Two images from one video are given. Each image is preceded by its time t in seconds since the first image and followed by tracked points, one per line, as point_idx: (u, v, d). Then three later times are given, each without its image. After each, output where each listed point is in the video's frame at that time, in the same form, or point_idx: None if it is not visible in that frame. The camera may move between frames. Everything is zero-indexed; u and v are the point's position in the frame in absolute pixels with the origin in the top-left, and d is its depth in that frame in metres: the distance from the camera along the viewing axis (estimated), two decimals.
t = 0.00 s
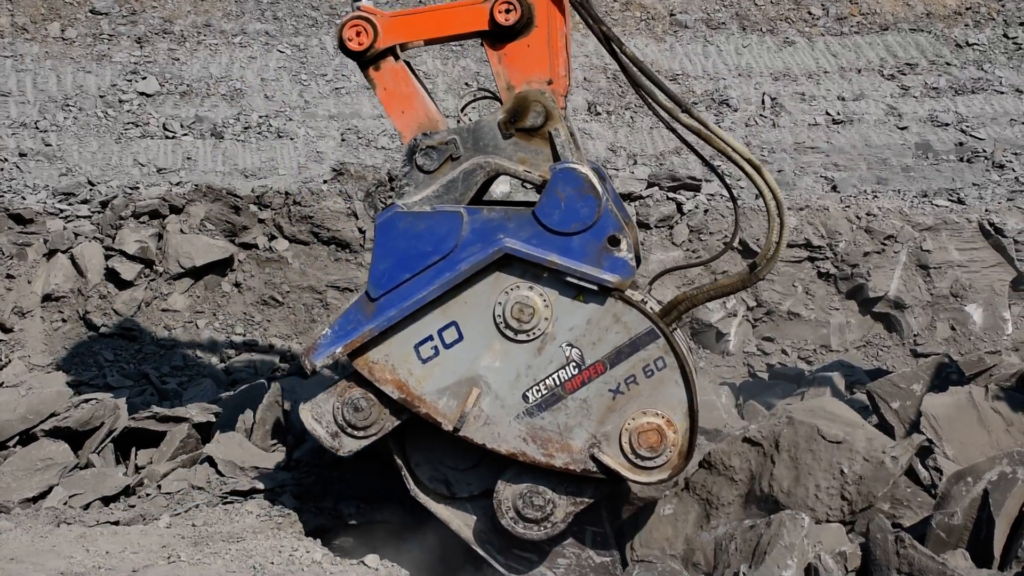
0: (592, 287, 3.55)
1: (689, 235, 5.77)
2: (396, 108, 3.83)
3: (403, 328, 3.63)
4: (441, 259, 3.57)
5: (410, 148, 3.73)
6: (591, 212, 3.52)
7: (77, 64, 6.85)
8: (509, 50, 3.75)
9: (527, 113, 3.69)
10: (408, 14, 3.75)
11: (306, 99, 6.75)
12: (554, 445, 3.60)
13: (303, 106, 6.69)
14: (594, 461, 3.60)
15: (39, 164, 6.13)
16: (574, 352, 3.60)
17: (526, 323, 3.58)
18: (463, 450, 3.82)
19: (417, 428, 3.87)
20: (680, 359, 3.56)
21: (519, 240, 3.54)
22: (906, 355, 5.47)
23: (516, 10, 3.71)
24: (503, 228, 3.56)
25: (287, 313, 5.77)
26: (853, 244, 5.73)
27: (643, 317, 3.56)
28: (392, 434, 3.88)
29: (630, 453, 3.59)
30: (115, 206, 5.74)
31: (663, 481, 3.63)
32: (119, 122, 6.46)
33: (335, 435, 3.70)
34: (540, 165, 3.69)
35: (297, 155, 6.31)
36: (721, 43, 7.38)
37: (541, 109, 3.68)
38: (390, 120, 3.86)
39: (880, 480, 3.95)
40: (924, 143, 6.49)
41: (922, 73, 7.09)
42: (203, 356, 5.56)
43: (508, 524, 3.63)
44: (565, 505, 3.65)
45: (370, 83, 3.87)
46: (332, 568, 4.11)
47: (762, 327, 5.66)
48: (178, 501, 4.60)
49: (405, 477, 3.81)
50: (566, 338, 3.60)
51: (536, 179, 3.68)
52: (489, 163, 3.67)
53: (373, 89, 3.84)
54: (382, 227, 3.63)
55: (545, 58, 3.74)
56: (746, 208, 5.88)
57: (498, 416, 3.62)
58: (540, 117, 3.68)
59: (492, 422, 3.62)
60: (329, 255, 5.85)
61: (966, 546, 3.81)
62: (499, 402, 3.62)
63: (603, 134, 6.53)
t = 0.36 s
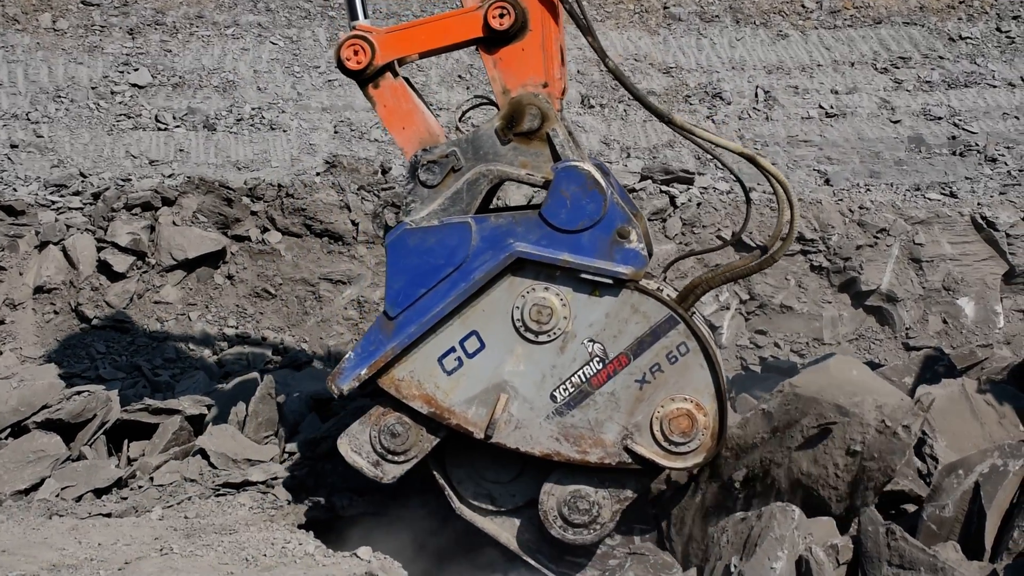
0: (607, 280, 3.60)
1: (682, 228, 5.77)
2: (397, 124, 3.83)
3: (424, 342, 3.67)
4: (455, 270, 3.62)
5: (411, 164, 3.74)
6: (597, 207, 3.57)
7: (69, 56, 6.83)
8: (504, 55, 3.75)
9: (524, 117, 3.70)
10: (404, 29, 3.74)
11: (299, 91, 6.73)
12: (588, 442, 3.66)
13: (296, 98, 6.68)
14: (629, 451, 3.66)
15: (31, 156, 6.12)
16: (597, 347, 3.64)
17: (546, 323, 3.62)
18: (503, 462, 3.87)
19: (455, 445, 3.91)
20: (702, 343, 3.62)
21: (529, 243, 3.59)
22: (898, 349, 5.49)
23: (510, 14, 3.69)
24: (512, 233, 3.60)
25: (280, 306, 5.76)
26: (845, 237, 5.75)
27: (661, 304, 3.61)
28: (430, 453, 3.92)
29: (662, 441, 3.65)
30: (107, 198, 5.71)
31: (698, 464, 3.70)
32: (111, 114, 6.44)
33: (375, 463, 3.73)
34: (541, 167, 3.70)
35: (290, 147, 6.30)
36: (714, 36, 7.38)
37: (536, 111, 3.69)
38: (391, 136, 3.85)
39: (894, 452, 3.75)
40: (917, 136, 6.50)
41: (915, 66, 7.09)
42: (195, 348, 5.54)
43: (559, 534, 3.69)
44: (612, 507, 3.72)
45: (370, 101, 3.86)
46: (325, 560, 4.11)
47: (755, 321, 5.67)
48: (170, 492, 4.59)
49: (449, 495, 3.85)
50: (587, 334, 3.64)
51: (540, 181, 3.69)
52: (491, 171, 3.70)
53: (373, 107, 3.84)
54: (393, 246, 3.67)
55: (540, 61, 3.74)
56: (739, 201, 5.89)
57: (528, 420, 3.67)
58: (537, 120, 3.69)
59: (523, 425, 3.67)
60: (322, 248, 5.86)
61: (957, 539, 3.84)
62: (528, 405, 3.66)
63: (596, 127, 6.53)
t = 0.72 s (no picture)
0: (645, 249, 3.69)
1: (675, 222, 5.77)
2: (421, 115, 3.91)
3: (469, 330, 3.77)
4: (492, 255, 3.71)
5: (437, 154, 3.84)
6: (627, 177, 3.66)
7: (63, 50, 6.83)
8: (522, 34, 3.82)
9: (545, 96, 3.79)
10: (421, 19, 3.82)
11: (293, 85, 6.74)
12: (642, 412, 3.76)
13: (290, 93, 6.68)
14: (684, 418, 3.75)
15: (25, 150, 6.12)
16: (641, 317, 3.73)
17: (588, 298, 3.72)
18: (561, 445, 3.99)
19: (512, 431, 4.02)
20: (746, 301, 3.70)
21: (563, 220, 3.68)
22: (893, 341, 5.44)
23: None
24: (545, 212, 3.69)
25: (274, 300, 5.76)
26: (839, 232, 5.75)
27: (701, 268, 3.70)
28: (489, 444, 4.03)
29: (717, 404, 3.74)
30: (100, 192, 5.72)
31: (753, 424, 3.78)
32: (105, 108, 6.44)
33: (435, 458, 3.85)
34: (567, 143, 3.79)
35: (284, 142, 6.30)
36: (708, 30, 7.38)
37: (557, 88, 3.78)
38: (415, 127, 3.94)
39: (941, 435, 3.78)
40: (911, 130, 6.50)
41: (909, 60, 7.09)
42: (189, 343, 5.54)
43: (624, 509, 3.79)
44: (674, 478, 3.83)
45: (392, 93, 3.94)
46: (318, 554, 4.12)
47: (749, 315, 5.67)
48: (164, 487, 4.59)
49: (511, 482, 3.96)
50: (630, 305, 3.74)
51: (566, 157, 3.78)
52: (518, 152, 3.78)
53: (396, 98, 3.92)
54: (427, 237, 3.76)
55: (558, 39, 3.81)
56: (732, 195, 5.89)
57: (579, 397, 3.77)
58: (558, 98, 3.78)
59: (575, 402, 3.77)
60: (316, 242, 5.87)
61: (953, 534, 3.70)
62: (578, 381, 3.76)
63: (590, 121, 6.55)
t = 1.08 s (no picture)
0: (678, 206, 3.76)
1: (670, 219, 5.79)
2: (449, 86, 4.05)
3: (507, 297, 3.85)
4: (527, 221, 3.80)
5: (467, 125, 3.96)
6: (657, 136, 3.74)
7: (57, 46, 6.81)
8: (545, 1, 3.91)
9: (571, 61, 3.88)
10: None
11: (288, 82, 6.74)
12: (683, 370, 3.83)
13: (285, 89, 6.68)
14: (725, 373, 3.82)
15: (19, 146, 6.12)
16: (678, 275, 3.80)
17: (624, 259, 3.79)
18: (605, 408, 4.02)
19: (554, 396, 4.04)
20: (782, 254, 3.76)
21: (595, 182, 3.77)
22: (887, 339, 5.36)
23: None
24: (577, 175, 3.78)
25: (269, 297, 5.75)
26: (834, 228, 5.77)
27: (735, 223, 3.76)
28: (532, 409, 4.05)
29: (757, 358, 3.80)
30: (95, 188, 5.71)
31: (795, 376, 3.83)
32: (99, 104, 6.44)
33: (479, 427, 3.91)
34: (595, 107, 3.88)
35: (279, 138, 6.30)
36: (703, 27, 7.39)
37: (583, 53, 3.86)
38: (444, 98, 4.08)
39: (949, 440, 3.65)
40: (905, 128, 6.52)
41: (904, 57, 7.10)
42: (184, 340, 5.52)
43: (672, 470, 3.86)
44: (719, 435, 3.88)
45: (422, 66, 4.10)
46: (314, 551, 4.12)
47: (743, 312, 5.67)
48: (159, 483, 4.56)
49: (557, 447, 4.00)
50: (666, 264, 3.80)
51: (595, 120, 3.87)
52: (547, 118, 3.90)
53: (425, 71, 4.07)
54: (462, 207, 3.87)
55: (581, 5, 3.90)
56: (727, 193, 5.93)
57: (620, 358, 3.84)
58: (584, 62, 3.87)
59: (616, 362, 3.84)
60: (311, 239, 5.88)
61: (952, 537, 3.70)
62: (618, 342, 3.83)
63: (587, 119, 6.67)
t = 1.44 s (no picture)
0: (714, 170, 3.80)
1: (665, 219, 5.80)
2: (482, 65, 4.09)
3: (548, 270, 3.91)
4: (564, 193, 3.85)
5: (500, 102, 3.99)
6: (689, 101, 3.78)
7: (51, 46, 6.80)
8: None
9: (599, 33, 3.91)
10: None
11: (283, 82, 6.74)
12: (727, 333, 3.86)
13: (280, 89, 6.68)
14: (769, 334, 3.84)
15: (13, 146, 6.11)
16: (717, 239, 3.84)
17: (661, 226, 3.83)
18: (652, 376, 4.03)
19: (600, 366, 4.06)
20: (820, 212, 3.78)
21: (630, 150, 3.81)
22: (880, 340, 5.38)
23: None
24: (611, 145, 3.82)
25: (263, 297, 5.75)
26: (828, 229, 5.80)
27: (772, 183, 3.79)
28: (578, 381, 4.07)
29: (800, 317, 3.82)
30: (89, 188, 5.71)
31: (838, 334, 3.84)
32: (93, 104, 6.43)
33: (529, 400, 3.98)
34: (627, 77, 3.92)
35: (273, 138, 6.30)
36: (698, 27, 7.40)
37: (611, 24, 3.90)
38: (477, 78, 4.12)
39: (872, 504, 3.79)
40: (899, 129, 6.54)
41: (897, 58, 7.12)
42: (177, 340, 5.50)
43: (720, 433, 3.88)
44: (766, 396, 3.90)
45: (453, 47, 4.16)
46: (307, 552, 4.11)
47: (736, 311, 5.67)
48: (152, 485, 4.57)
49: (606, 418, 4.01)
50: (705, 228, 3.84)
51: (627, 90, 3.92)
52: (580, 90, 3.94)
53: (456, 51, 4.13)
54: (498, 183, 3.92)
55: None
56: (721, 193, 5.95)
57: (663, 324, 3.88)
58: (613, 33, 3.90)
59: (659, 329, 3.88)
60: (305, 239, 5.88)
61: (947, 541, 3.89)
62: (661, 309, 3.88)
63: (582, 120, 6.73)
